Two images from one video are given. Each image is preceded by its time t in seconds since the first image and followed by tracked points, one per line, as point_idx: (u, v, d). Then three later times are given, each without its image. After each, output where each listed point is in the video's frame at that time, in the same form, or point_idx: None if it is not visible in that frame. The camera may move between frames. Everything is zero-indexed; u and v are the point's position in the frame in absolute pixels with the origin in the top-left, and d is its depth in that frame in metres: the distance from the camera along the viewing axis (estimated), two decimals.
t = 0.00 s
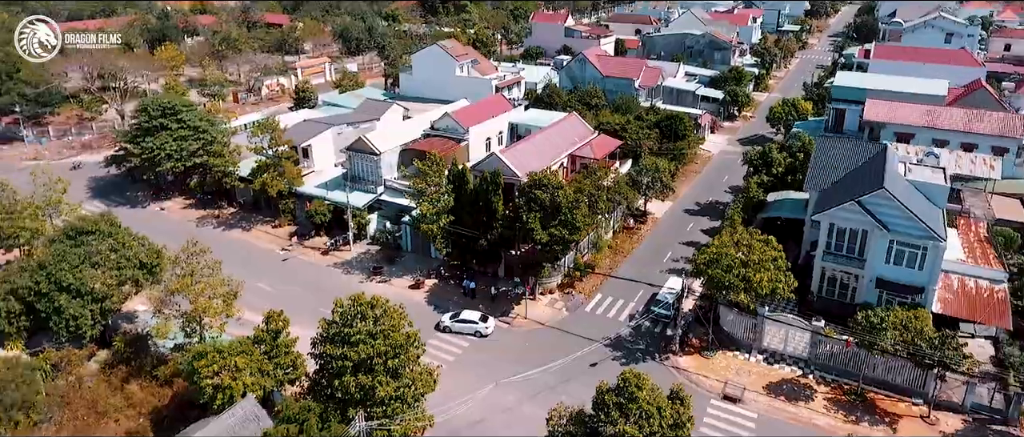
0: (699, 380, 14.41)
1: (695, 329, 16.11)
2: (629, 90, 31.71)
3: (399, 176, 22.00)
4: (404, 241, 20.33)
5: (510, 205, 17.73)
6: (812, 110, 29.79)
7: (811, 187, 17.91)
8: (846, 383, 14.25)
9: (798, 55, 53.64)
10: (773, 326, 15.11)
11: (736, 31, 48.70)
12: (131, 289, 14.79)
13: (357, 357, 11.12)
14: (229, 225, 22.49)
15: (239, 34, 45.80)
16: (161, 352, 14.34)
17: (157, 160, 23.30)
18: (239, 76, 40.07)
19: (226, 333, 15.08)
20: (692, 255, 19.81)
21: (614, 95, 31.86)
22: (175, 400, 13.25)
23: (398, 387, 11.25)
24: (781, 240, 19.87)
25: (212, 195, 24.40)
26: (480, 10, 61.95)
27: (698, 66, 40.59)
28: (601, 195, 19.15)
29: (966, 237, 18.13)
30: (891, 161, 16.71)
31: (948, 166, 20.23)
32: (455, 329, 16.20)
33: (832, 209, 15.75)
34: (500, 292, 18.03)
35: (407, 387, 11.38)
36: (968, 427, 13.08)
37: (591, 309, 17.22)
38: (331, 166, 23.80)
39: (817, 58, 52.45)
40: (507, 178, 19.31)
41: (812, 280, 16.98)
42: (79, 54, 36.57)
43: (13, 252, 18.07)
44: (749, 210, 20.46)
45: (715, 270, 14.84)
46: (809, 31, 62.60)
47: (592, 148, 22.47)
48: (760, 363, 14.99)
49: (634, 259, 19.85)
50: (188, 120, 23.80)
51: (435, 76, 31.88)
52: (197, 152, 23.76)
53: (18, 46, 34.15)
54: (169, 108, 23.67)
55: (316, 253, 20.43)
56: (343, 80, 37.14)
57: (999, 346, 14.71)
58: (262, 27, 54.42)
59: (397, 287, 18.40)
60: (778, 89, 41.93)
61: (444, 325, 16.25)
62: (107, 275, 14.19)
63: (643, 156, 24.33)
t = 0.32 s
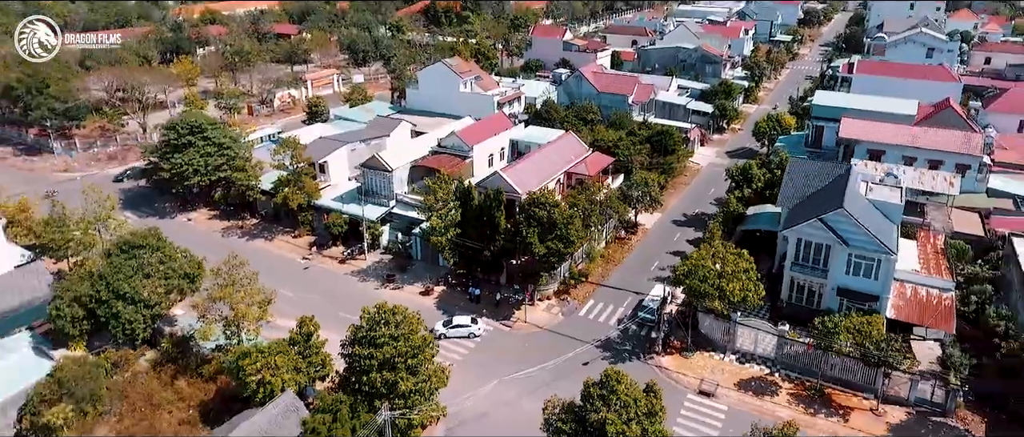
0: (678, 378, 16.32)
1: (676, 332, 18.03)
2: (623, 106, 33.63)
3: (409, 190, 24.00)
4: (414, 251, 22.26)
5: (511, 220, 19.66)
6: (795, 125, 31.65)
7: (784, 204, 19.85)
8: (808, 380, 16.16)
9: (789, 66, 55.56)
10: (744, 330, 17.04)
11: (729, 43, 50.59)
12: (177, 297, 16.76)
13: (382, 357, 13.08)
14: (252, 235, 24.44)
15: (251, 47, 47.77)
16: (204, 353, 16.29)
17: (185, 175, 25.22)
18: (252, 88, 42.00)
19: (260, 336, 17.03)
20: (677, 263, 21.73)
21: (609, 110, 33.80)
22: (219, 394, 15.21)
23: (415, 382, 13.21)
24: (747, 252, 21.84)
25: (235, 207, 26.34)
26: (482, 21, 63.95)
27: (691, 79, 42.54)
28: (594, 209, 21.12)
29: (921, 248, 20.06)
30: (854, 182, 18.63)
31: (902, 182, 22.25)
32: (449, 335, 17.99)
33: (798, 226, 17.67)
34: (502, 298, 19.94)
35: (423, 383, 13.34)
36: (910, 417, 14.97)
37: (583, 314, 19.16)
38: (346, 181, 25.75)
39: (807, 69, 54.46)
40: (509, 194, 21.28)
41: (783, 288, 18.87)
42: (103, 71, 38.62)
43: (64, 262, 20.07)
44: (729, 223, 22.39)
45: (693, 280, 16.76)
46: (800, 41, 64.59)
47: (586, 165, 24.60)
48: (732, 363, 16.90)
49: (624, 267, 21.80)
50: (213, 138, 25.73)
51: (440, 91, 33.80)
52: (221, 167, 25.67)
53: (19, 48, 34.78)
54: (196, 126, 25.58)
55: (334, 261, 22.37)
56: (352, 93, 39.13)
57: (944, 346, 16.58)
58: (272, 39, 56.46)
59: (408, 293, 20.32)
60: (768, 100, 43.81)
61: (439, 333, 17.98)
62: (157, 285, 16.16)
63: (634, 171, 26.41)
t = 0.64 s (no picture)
0: (662, 375, 18.26)
1: (661, 333, 20.00)
2: (617, 119, 35.57)
3: (417, 202, 25.91)
4: (423, 258, 24.20)
5: (512, 231, 21.63)
6: (779, 137, 33.54)
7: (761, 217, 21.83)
8: (777, 376, 18.11)
9: (780, 74, 57.50)
10: (721, 331, 19.02)
11: (721, 55, 52.60)
12: (213, 303, 18.76)
13: (401, 355, 15.09)
14: (273, 243, 26.41)
15: (262, 59, 49.93)
16: (238, 352, 18.26)
17: (210, 187, 27.21)
18: (265, 100, 44.07)
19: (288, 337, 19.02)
20: (664, 270, 23.69)
21: (604, 123, 35.74)
22: (254, 389, 17.18)
23: (429, 377, 15.22)
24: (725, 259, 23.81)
25: (255, 216, 28.30)
26: (483, 31, 66.13)
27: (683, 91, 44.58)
28: (588, 221, 23.08)
29: (884, 256, 21.99)
30: (822, 197, 20.60)
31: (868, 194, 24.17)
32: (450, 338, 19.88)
33: (771, 237, 19.63)
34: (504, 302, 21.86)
35: (435, 377, 15.34)
36: (865, 409, 16.91)
37: (578, 317, 21.12)
38: (358, 192, 27.71)
39: (798, 78, 56.45)
40: (510, 206, 23.24)
41: (759, 293, 20.81)
42: (123, 85, 40.77)
43: (106, 269, 22.13)
44: (713, 232, 24.35)
45: (674, 287, 18.75)
46: (792, 50, 66.59)
47: (582, 179, 26.62)
48: (711, 361, 18.84)
49: (615, 274, 23.76)
50: (235, 152, 27.73)
51: (445, 105, 35.77)
52: (242, 180, 27.62)
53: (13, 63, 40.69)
54: (219, 142, 27.59)
55: (349, 268, 24.30)
56: (360, 105, 41.12)
57: (899, 346, 18.51)
58: (280, 49, 58.64)
59: (418, 298, 22.25)
60: (758, 110, 45.74)
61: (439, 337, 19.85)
62: (197, 291, 18.16)
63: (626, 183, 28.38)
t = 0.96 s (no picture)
0: (648, 372, 20.22)
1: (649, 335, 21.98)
2: (613, 131, 37.56)
3: (425, 213, 27.90)
4: (431, 265, 26.18)
5: (513, 241, 23.60)
6: (765, 149, 35.49)
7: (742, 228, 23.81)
8: (752, 374, 20.08)
9: (773, 84, 59.43)
10: (703, 333, 21.02)
11: (714, 66, 54.64)
12: (244, 307, 20.76)
13: (415, 353, 17.10)
14: (291, 250, 28.40)
15: (272, 69, 51.98)
16: (266, 350, 20.23)
17: (231, 198, 29.20)
18: (276, 110, 46.05)
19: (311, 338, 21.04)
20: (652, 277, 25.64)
21: (600, 135, 37.73)
22: (282, 384, 19.22)
23: (440, 373, 17.19)
24: (704, 268, 25.64)
25: (273, 225, 30.30)
26: (485, 41, 68.21)
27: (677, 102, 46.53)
28: (583, 231, 25.03)
29: (853, 265, 23.94)
30: (797, 211, 22.56)
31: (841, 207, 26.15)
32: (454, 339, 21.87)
33: (748, 248, 21.58)
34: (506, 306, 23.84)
35: (445, 374, 17.31)
36: (830, 403, 18.85)
37: (573, 319, 23.12)
38: (370, 203, 29.70)
39: (789, 87, 58.41)
40: (511, 218, 25.22)
41: (739, 299, 22.78)
42: (143, 98, 42.83)
43: (143, 275, 24.10)
44: (699, 241, 26.32)
45: (659, 293, 20.71)
46: (785, 59, 68.57)
47: (578, 192, 28.66)
48: (693, 360, 20.82)
49: (608, 280, 25.71)
50: (255, 165, 29.70)
51: (449, 118, 37.76)
52: (262, 192, 29.59)
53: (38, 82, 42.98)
54: (240, 156, 29.58)
55: (362, 274, 26.27)
56: (368, 117, 43.12)
57: (864, 347, 20.46)
58: (289, 59, 60.73)
59: (427, 302, 24.22)
60: (748, 120, 47.59)
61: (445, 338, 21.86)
62: (230, 297, 20.16)
63: (619, 195, 30.35)
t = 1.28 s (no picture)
0: (637, 371, 22.21)
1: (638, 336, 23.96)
2: (609, 143, 39.55)
3: (432, 222, 29.91)
4: (438, 271, 28.16)
5: (514, 250, 25.60)
6: (753, 160, 37.47)
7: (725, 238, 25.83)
8: (731, 372, 22.06)
9: (766, 93, 61.38)
10: (686, 335, 23.01)
11: (709, 76, 56.60)
12: (269, 310, 22.78)
13: (427, 352, 19.08)
14: (306, 256, 30.37)
15: (283, 80, 54.06)
16: (290, 350, 22.20)
17: (251, 208, 31.23)
18: (287, 120, 48.07)
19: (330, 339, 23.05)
20: (643, 283, 27.61)
21: (597, 147, 39.70)
22: (305, 381, 21.24)
23: (449, 371, 19.22)
24: (691, 274, 27.61)
25: (289, 233, 32.30)
26: (488, 51, 70.26)
27: (672, 113, 48.56)
28: (579, 241, 27.03)
29: (828, 273, 25.94)
30: (775, 223, 24.57)
31: (818, 218, 28.16)
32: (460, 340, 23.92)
33: (728, 257, 23.56)
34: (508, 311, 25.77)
35: (454, 371, 19.34)
36: (801, 399, 20.81)
37: (569, 322, 25.14)
38: (380, 213, 31.73)
39: (782, 95, 60.38)
40: (513, 228, 27.24)
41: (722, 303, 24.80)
42: (161, 110, 44.87)
43: (172, 281, 26.12)
44: (687, 249, 28.32)
45: (647, 299, 22.70)
46: (779, 67, 70.54)
47: (574, 203, 30.71)
48: (678, 360, 22.82)
49: (601, 286, 27.72)
50: (273, 177, 31.65)
51: (454, 129, 39.75)
52: (279, 201, 31.53)
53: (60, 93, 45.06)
54: (259, 168, 31.58)
55: (373, 279, 28.24)
56: (377, 127, 45.11)
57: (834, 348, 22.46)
58: (297, 68, 62.77)
59: (434, 306, 26.20)
60: (741, 130, 49.52)
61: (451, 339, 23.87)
62: (257, 301, 22.19)
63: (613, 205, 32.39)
